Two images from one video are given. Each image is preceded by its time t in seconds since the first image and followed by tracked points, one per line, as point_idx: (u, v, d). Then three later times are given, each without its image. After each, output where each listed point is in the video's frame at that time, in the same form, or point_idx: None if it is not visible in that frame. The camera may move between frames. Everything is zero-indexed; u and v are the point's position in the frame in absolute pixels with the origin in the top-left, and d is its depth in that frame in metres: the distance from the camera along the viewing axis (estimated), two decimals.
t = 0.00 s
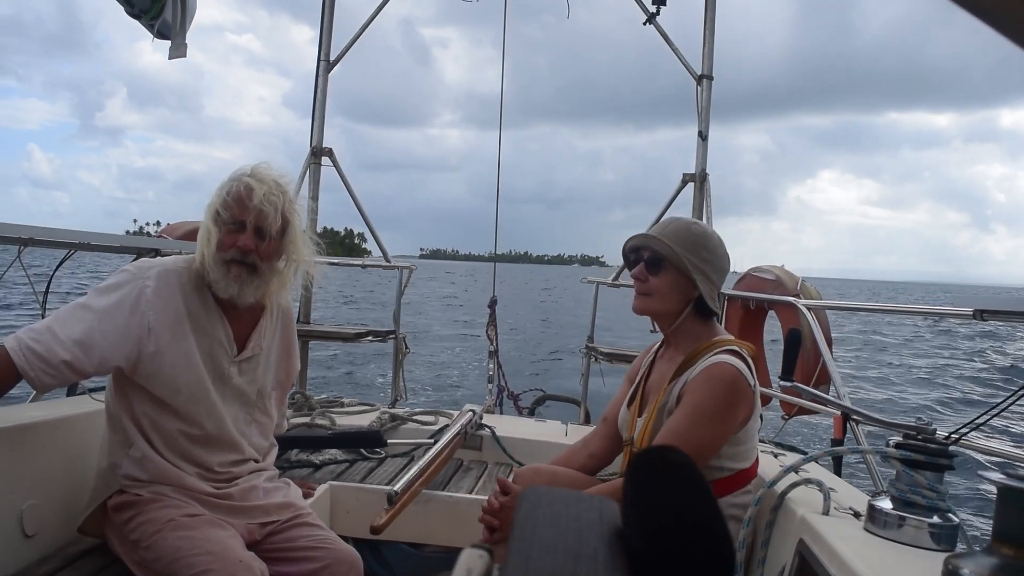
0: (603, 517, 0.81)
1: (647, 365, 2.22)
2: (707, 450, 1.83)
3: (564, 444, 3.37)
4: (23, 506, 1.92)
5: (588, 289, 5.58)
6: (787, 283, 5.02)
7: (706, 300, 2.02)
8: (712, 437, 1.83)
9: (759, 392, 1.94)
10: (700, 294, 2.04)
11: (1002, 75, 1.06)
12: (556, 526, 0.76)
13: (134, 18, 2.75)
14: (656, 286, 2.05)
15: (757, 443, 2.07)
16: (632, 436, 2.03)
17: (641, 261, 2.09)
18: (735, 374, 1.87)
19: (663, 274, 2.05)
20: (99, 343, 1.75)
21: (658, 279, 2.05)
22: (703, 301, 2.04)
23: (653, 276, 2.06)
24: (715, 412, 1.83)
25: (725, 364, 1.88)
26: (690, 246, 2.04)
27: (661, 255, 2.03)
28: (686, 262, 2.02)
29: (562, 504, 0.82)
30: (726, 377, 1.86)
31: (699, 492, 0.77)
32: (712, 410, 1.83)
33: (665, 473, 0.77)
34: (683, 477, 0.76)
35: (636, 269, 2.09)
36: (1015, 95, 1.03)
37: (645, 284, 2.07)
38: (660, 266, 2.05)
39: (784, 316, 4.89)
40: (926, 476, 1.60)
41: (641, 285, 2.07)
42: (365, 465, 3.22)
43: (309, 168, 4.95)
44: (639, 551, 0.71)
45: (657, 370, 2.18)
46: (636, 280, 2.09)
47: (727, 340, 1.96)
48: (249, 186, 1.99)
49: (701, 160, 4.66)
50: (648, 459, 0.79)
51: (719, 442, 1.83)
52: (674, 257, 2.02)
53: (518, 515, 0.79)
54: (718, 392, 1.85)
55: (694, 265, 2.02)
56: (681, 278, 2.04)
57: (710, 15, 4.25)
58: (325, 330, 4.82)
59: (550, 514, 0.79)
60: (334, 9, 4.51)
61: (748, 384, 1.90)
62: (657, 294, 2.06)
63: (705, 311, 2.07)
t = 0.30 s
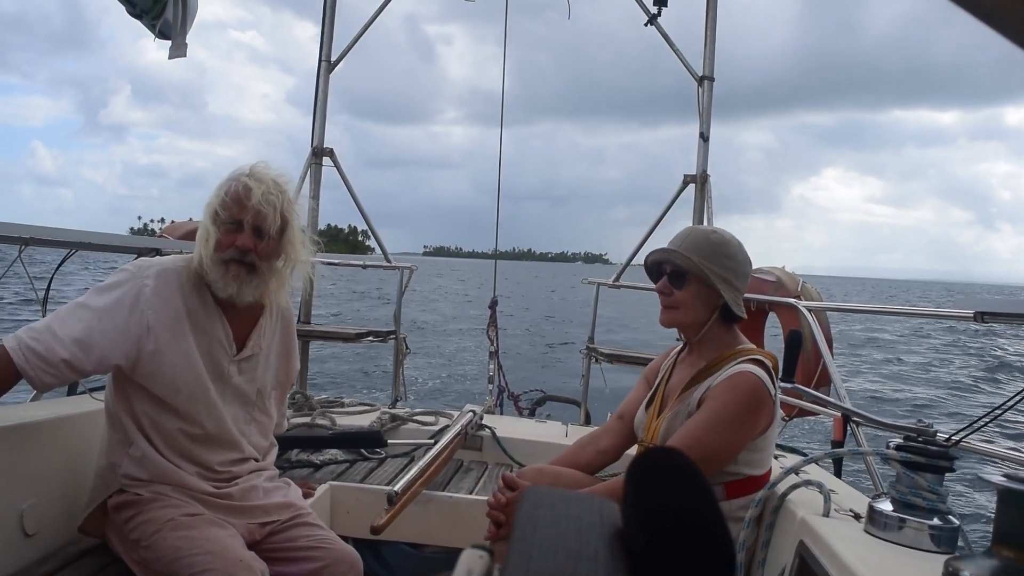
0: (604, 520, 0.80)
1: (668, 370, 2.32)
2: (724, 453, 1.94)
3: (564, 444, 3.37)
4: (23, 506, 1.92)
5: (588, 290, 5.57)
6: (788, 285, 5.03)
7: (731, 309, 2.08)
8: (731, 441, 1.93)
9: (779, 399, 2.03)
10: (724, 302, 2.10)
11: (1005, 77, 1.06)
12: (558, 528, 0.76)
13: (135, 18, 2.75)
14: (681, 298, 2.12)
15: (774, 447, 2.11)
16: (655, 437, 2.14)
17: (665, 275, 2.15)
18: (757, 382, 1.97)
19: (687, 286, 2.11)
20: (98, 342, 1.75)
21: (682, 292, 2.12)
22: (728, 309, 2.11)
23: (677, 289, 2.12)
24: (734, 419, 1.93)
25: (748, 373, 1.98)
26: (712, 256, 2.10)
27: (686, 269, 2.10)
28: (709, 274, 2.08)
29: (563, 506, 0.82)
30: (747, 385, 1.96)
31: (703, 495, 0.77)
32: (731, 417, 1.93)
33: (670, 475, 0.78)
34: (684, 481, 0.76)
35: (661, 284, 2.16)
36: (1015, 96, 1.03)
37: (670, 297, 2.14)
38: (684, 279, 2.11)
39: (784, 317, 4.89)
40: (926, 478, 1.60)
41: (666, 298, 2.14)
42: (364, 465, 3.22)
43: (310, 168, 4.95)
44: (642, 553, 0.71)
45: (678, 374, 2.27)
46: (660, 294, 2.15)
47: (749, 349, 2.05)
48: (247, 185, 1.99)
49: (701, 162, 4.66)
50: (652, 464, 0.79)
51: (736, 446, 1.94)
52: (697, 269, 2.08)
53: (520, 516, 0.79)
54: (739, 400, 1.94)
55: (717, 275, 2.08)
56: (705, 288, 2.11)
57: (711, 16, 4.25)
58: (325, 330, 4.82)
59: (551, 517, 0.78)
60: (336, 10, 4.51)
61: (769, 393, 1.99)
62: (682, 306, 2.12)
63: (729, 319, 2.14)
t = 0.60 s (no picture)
0: (606, 517, 0.80)
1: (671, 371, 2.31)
2: (723, 453, 1.93)
3: (566, 443, 3.37)
4: (24, 503, 1.92)
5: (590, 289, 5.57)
6: (791, 284, 5.02)
7: (737, 311, 2.08)
8: (729, 440, 1.93)
9: (781, 400, 2.02)
10: (730, 305, 2.10)
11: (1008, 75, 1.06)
12: (559, 526, 0.75)
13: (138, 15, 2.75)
14: (687, 295, 2.12)
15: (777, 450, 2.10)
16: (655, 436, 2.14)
17: (674, 270, 2.15)
18: (758, 382, 1.97)
19: (695, 283, 2.11)
20: (99, 339, 1.75)
21: (690, 288, 2.11)
22: (733, 310, 2.11)
23: (685, 285, 2.12)
24: (734, 418, 1.93)
25: (750, 372, 1.97)
26: (724, 257, 2.10)
27: (695, 265, 2.10)
28: (719, 273, 2.08)
29: (564, 505, 0.81)
30: (750, 385, 1.96)
31: (704, 494, 0.76)
32: (731, 415, 1.93)
33: (671, 473, 0.77)
34: (686, 480, 0.75)
35: (668, 277, 2.15)
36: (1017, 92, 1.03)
37: (677, 292, 2.13)
38: (693, 276, 2.11)
39: (786, 317, 4.88)
40: (928, 477, 1.60)
41: (673, 293, 2.13)
42: (366, 463, 3.22)
43: (312, 166, 4.95)
44: (644, 555, 0.70)
45: (681, 375, 2.27)
46: (667, 288, 2.15)
47: (752, 350, 2.05)
48: (244, 182, 1.99)
49: (704, 160, 4.66)
50: (652, 463, 0.78)
51: (735, 445, 1.93)
52: (708, 267, 2.09)
53: (521, 513, 0.79)
54: (740, 399, 1.94)
55: (727, 276, 2.09)
56: (713, 288, 2.11)
57: (714, 14, 4.25)
58: (327, 328, 4.83)
59: (554, 514, 0.78)
60: (338, 7, 4.51)
61: (771, 393, 1.99)
62: (688, 303, 2.12)
63: (734, 322, 2.13)
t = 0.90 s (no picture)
0: (609, 515, 0.78)
1: (673, 370, 2.32)
2: (727, 450, 1.93)
3: (569, 441, 3.37)
4: (29, 503, 1.93)
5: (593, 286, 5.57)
6: (793, 281, 5.02)
7: (737, 309, 2.09)
8: (732, 437, 1.93)
9: (784, 397, 2.03)
10: (731, 302, 2.11)
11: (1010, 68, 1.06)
12: (562, 526, 0.73)
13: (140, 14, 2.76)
14: (688, 290, 2.12)
15: (780, 447, 2.10)
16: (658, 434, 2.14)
17: (675, 265, 2.16)
18: (761, 380, 1.97)
19: (696, 279, 2.12)
20: (100, 339, 1.76)
21: (690, 283, 2.12)
22: (734, 307, 2.11)
23: (686, 280, 2.13)
24: (738, 414, 1.93)
25: (753, 369, 1.98)
26: (726, 253, 2.10)
27: (697, 261, 2.10)
28: (720, 270, 2.09)
29: (568, 503, 0.79)
30: (751, 382, 1.96)
31: (707, 490, 0.73)
32: (735, 412, 1.93)
33: (676, 470, 0.74)
34: (688, 476, 0.72)
35: (669, 272, 2.16)
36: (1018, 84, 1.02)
37: (678, 288, 2.14)
38: (694, 271, 2.12)
39: (789, 313, 4.88)
40: (932, 474, 1.59)
41: (674, 288, 2.14)
42: (370, 461, 3.23)
43: (315, 165, 4.96)
44: (647, 552, 0.69)
45: (683, 373, 2.27)
46: (669, 283, 2.15)
47: (754, 347, 2.05)
48: (243, 179, 1.99)
49: (706, 157, 4.66)
50: (653, 459, 0.75)
51: (738, 443, 1.94)
52: (709, 263, 2.09)
53: (525, 508, 0.76)
54: (743, 395, 1.94)
55: (728, 273, 2.09)
56: (714, 284, 2.11)
57: (716, 11, 4.25)
58: (330, 326, 4.84)
59: (557, 510, 0.76)
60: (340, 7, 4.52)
61: (774, 390, 1.99)
62: (688, 298, 2.12)
63: (735, 320, 2.13)
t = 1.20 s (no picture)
0: (611, 512, 0.79)
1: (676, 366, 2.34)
2: (729, 448, 1.96)
3: (572, 438, 3.39)
4: (33, 501, 1.95)
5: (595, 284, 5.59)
6: (795, 279, 5.03)
7: (738, 307, 2.11)
8: (734, 435, 1.95)
9: (786, 396, 2.05)
10: (732, 300, 2.13)
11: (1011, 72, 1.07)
12: (565, 522, 0.75)
13: (143, 13, 2.79)
14: (688, 288, 2.15)
15: (783, 446, 2.12)
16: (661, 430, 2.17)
17: (677, 264, 2.18)
18: (764, 377, 1.99)
19: (697, 277, 2.14)
20: (105, 337, 1.78)
21: (692, 281, 2.14)
22: (734, 306, 2.13)
23: (687, 278, 2.15)
24: (740, 411, 1.95)
25: (755, 367, 2.00)
26: (727, 252, 2.13)
27: (698, 260, 2.13)
28: (721, 269, 2.11)
29: (573, 500, 0.81)
30: (753, 380, 1.98)
31: (709, 489, 0.73)
32: (737, 409, 1.95)
33: (676, 467, 0.74)
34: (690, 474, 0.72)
35: (671, 270, 2.18)
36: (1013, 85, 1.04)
37: (678, 285, 2.16)
38: (695, 270, 2.14)
39: (791, 311, 4.89)
40: (935, 471, 1.63)
41: (675, 286, 2.16)
42: (373, 459, 3.24)
43: (317, 164, 4.99)
44: (649, 549, 0.70)
45: (686, 371, 2.30)
46: (670, 281, 2.18)
47: (756, 345, 2.07)
48: (246, 178, 2.01)
49: (708, 156, 4.67)
50: (655, 457, 0.75)
51: (740, 440, 1.96)
52: (710, 262, 2.11)
53: (528, 507, 0.79)
54: (746, 393, 1.97)
55: (728, 271, 2.11)
56: (714, 283, 2.13)
57: (717, 9, 4.26)
58: (332, 324, 4.86)
59: (560, 508, 0.78)
60: (342, 6, 4.54)
61: (777, 388, 2.01)
62: (689, 296, 2.15)
63: (737, 318, 2.15)
